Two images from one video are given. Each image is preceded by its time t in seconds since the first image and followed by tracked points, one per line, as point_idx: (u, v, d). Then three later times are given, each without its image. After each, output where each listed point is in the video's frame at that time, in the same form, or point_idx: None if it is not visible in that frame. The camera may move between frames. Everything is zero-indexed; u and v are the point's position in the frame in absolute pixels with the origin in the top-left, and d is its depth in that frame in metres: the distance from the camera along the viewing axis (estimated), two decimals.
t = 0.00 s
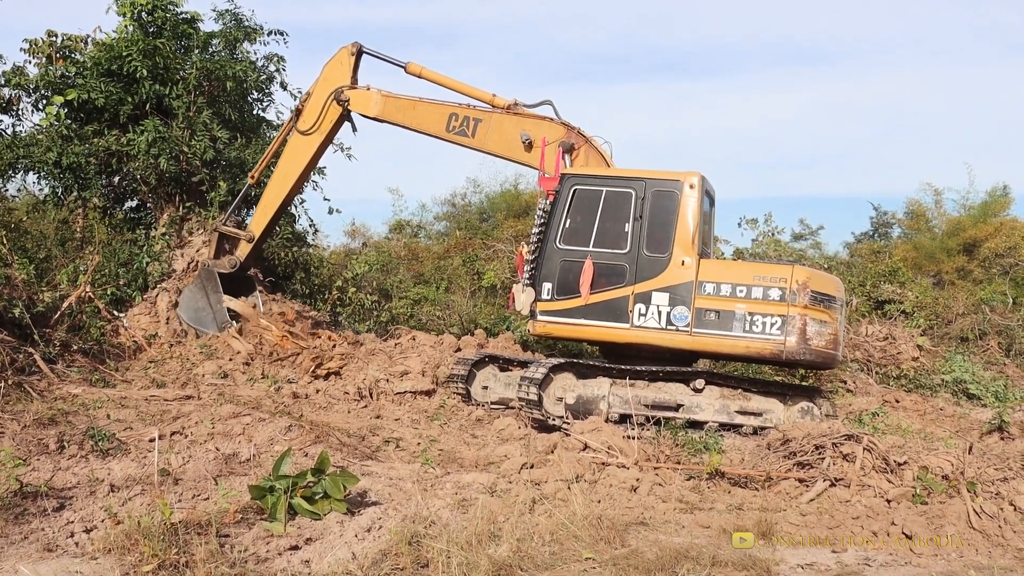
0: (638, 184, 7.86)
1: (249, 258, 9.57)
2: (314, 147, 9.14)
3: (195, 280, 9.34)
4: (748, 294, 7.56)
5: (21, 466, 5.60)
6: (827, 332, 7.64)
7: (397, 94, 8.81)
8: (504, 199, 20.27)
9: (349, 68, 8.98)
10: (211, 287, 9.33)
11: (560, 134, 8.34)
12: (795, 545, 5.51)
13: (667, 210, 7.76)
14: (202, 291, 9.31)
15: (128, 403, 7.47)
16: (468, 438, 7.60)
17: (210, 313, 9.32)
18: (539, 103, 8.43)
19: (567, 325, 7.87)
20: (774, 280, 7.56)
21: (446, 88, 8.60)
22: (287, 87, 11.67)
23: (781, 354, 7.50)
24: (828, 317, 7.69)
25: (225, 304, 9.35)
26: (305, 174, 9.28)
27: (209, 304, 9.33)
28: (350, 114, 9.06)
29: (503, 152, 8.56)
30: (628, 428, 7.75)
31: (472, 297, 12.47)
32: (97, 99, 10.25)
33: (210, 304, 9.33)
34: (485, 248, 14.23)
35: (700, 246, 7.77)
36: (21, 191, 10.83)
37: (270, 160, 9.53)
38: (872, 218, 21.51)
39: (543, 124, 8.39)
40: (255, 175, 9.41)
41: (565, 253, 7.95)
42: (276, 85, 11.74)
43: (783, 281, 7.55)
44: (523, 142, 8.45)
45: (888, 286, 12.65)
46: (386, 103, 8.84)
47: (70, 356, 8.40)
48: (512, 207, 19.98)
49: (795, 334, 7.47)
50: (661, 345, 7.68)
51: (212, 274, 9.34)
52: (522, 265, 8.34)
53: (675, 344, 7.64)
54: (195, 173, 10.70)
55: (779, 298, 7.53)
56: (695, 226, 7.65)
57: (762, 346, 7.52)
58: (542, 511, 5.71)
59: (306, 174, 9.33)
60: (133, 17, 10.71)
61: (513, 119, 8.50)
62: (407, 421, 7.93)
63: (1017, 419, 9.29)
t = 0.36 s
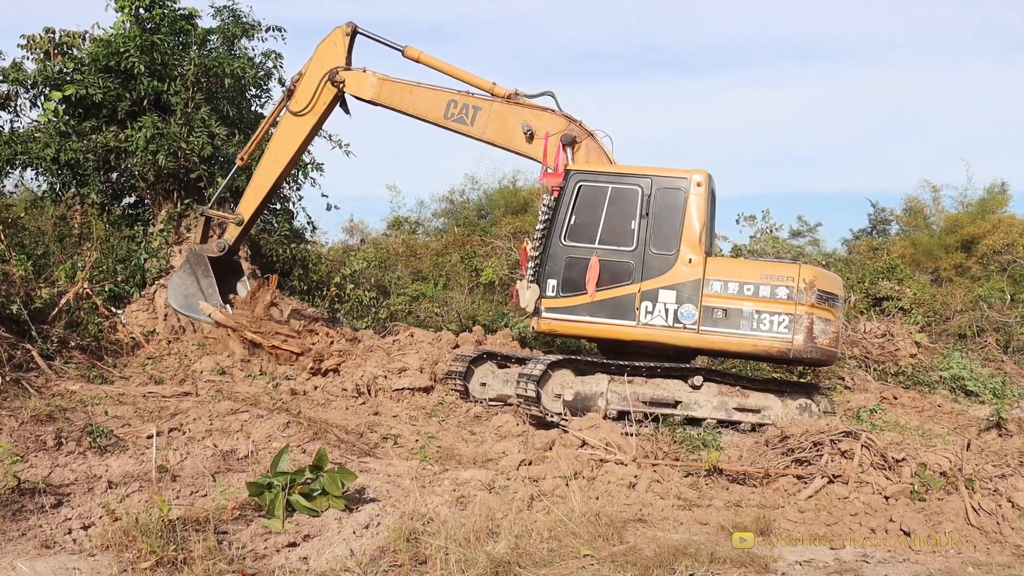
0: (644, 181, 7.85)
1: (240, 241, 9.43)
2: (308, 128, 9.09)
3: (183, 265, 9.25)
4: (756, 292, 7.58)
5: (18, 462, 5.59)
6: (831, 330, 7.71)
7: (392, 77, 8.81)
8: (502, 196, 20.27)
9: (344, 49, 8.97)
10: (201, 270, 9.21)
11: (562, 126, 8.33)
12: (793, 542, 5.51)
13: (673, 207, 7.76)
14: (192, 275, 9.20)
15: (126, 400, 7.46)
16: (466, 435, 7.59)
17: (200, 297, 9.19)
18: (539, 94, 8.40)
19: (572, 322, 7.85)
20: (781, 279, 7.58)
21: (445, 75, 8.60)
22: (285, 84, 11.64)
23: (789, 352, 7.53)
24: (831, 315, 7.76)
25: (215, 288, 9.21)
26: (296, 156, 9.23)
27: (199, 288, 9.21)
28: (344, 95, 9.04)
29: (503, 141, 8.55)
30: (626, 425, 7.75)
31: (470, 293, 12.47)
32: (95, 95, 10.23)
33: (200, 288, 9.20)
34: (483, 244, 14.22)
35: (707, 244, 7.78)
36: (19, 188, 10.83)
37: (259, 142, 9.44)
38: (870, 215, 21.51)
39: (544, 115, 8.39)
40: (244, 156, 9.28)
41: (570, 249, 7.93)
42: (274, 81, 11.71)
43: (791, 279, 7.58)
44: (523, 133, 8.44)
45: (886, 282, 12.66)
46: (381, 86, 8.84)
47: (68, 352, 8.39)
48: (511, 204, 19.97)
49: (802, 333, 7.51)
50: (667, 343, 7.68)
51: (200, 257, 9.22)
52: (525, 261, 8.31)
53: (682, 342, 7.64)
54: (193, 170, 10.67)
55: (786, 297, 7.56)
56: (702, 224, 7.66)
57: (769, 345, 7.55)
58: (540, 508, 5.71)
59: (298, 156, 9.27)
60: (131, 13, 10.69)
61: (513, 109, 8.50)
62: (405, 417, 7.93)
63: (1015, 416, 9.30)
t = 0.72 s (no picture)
0: (656, 182, 7.85)
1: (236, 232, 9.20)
2: (303, 110, 8.88)
3: (182, 260, 8.99)
4: (767, 294, 7.63)
5: (17, 461, 5.58)
6: (837, 331, 7.84)
7: (388, 61, 8.72)
8: (502, 195, 20.27)
9: (337, 29, 8.81)
10: (202, 262, 9.00)
11: (565, 120, 8.38)
12: (793, 542, 5.50)
13: (684, 208, 7.78)
14: (193, 268, 8.97)
15: (126, 399, 7.45)
16: (465, 434, 7.58)
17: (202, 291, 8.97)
18: (541, 87, 8.42)
19: (583, 323, 7.81)
20: (792, 281, 7.65)
21: (447, 64, 8.57)
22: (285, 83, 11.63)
23: (799, 353, 7.62)
24: (837, 316, 7.89)
25: (218, 279, 9.02)
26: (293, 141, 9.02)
27: (201, 282, 8.99)
28: (340, 75, 8.90)
29: (505, 132, 8.54)
30: (626, 424, 7.73)
31: (469, 292, 12.46)
32: (95, 95, 10.21)
33: (202, 281, 9.00)
34: (482, 243, 14.20)
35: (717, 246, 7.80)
36: (19, 186, 10.86)
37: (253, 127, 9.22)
38: (869, 214, 21.50)
39: (547, 109, 8.43)
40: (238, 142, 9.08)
41: (580, 249, 7.87)
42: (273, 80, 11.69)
43: (802, 281, 7.65)
44: (526, 126, 8.46)
45: (886, 282, 12.65)
46: (377, 69, 8.74)
47: (67, 351, 8.39)
48: (510, 203, 19.97)
49: (814, 335, 7.60)
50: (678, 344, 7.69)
51: (199, 250, 8.99)
52: (532, 260, 8.24)
53: (694, 343, 7.66)
54: (192, 169, 10.66)
55: (797, 299, 7.63)
56: (714, 226, 7.69)
57: (780, 346, 7.62)
58: (539, 508, 5.70)
59: (294, 140, 9.05)
60: (131, 12, 10.68)
61: (515, 100, 8.51)
62: (404, 417, 7.92)
63: (1014, 415, 9.30)
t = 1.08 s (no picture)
0: (665, 184, 7.85)
1: (235, 228, 9.19)
2: (304, 103, 8.86)
3: (176, 250, 8.89)
4: (776, 296, 7.63)
5: (22, 464, 5.60)
6: (846, 333, 7.83)
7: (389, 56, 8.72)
8: (504, 197, 20.30)
9: (338, 23, 8.80)
10: (196, 256, 8.88)
11: (570, 120, 8.39)
12: (797, 544, 5.49)
13: (693, 210, 7.78)
14: (185, 260, 8.83)
15: (130, 402, 7.46)
16: (469, 437, 7.58)
17: (191, 286, 8.81)
18: (546, 86, 8.41)
19: (592, 325, 7.80)
20: (801, 283, 7.65)
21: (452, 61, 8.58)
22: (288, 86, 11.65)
23: (808, 356, 7.62)
24: (846, 319, 7.88)
25: (209, 276, 8.88)
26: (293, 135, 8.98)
27: (191, 275, 8.84)
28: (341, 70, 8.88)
29: (509, 131, 8.55)
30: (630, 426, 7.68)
31: (473, 295, 12.46)
32: (99, 98, 10.22)
33: (192, 274, 8.85)
34: (485, 245, 14.21)
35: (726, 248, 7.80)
36: (24, 189, 10.86)
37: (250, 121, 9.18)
38: (872, 215, 21.48)
39: (553, 109, 8.43)
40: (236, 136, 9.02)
41: (589, 251, 7.86)
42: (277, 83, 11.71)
43: (811, 284, 7.65)
44: (532, 126, 8.46)
45: (890, 283, 12.62)
46: (379, 64, 8.73)
47: (71, 354, 8.41)
48: (513, 205, 19.99)
49: (823, 337, 7.58)
50: (687, 346, 7.69)
51: (195, 243, 8.89)
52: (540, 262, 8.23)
53: (703, 345, 7.67)
54: (196, 172, 10.68)
55: (806, 301, 7.63)
56: (723, 229, 7.69)
57: (789, 348, 7.62)
58: (543, 510, 5.70)
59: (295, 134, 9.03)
60: (133, 16, 10.70)
61: (521, 99, 8.52)
62: (408, 419, 7.93)
63: (1019, 416, 9.28)
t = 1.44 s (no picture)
0: (660, 185, 7.85)
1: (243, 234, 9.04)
2: (310, 111, 8.80)
3: (183, 238, 8.79)
4: (771, 297, 7.63)
5: (23, 466, 5.60)
6: (842, 334, 7.83)
7: (396, 63, 8.70)
8: (505, 198, 20.31)
9: (345, 30, 8.76)
10: (198, 254, 8.78)
11: (571, 123, 8.39)
12: (798, 545, 5.49)
13: (688, 211, 7.78)
14: (186, 254, 8.74)
15: (131, 404, 7.46)
16: (470, 438, 7.58)
17: (185, 280, 8.73)
18: (549, 90, 8.42)
19: (587, 327, 7.81)
20: (796, 284, 7.65)
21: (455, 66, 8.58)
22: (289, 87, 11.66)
23: (804, 356, 7.61)
24: (842, 319, 7.87)
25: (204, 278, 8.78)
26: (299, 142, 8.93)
27: (188, 270, 8.74)
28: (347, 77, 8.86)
29: (510, 134, 8.56)
30: (630, 428, 7.69)
31: (474, 296, 12.47)
32: (100, 100, 10.22)
33: (189, 270, 8.75)
34: (486, 246, 14.21)
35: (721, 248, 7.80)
36: (25, 192, 10.90)
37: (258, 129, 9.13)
38: (873, 216, 21.48)
39: (554, 112, 8.43)
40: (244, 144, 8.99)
41: (584, 253, 7.88)
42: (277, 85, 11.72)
43: (806, 284, 7.65)
44: (533, 129, 8.47)
45: (891, 284, 12.62)
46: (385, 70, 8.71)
47: (72, 356, 8.41)
48: (513, 206, 20.01)
49: (818, 337, 7.59)
50: (682, 346, 7.69)
51: (201, 241, 8.78)
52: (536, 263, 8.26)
53: (698, 345, 7.66)
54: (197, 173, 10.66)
55: (801, 302, 7.63)
56: (717, 229, 7.69)
57: (784, 349, 7.61)
58: (544, 512, 5.69)
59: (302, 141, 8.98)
60: (134, 19, 10.70)
61: (523, 103, 8.53)
62: (409, 420, 7.93)
63: (1020, 418, 9.28)
